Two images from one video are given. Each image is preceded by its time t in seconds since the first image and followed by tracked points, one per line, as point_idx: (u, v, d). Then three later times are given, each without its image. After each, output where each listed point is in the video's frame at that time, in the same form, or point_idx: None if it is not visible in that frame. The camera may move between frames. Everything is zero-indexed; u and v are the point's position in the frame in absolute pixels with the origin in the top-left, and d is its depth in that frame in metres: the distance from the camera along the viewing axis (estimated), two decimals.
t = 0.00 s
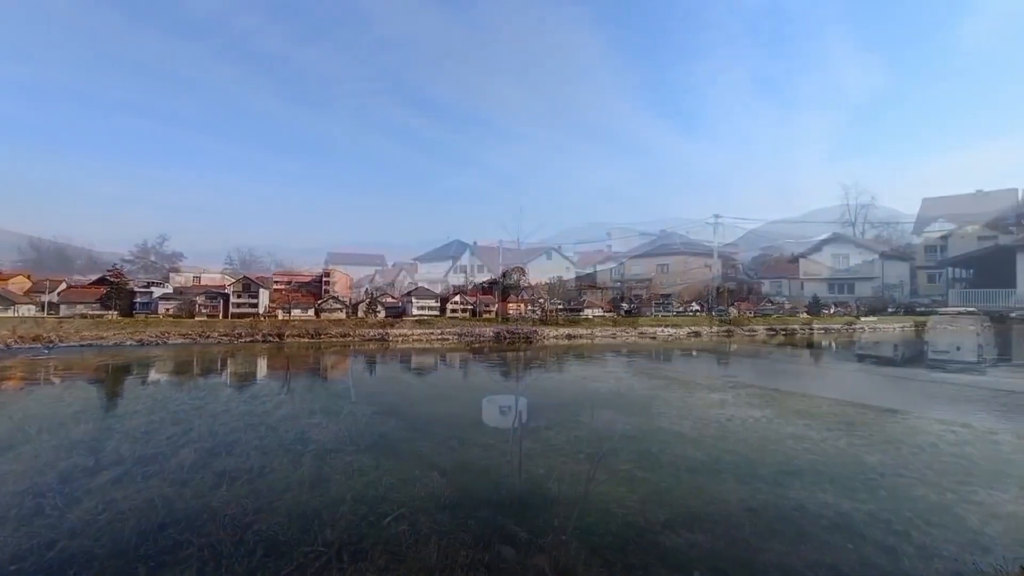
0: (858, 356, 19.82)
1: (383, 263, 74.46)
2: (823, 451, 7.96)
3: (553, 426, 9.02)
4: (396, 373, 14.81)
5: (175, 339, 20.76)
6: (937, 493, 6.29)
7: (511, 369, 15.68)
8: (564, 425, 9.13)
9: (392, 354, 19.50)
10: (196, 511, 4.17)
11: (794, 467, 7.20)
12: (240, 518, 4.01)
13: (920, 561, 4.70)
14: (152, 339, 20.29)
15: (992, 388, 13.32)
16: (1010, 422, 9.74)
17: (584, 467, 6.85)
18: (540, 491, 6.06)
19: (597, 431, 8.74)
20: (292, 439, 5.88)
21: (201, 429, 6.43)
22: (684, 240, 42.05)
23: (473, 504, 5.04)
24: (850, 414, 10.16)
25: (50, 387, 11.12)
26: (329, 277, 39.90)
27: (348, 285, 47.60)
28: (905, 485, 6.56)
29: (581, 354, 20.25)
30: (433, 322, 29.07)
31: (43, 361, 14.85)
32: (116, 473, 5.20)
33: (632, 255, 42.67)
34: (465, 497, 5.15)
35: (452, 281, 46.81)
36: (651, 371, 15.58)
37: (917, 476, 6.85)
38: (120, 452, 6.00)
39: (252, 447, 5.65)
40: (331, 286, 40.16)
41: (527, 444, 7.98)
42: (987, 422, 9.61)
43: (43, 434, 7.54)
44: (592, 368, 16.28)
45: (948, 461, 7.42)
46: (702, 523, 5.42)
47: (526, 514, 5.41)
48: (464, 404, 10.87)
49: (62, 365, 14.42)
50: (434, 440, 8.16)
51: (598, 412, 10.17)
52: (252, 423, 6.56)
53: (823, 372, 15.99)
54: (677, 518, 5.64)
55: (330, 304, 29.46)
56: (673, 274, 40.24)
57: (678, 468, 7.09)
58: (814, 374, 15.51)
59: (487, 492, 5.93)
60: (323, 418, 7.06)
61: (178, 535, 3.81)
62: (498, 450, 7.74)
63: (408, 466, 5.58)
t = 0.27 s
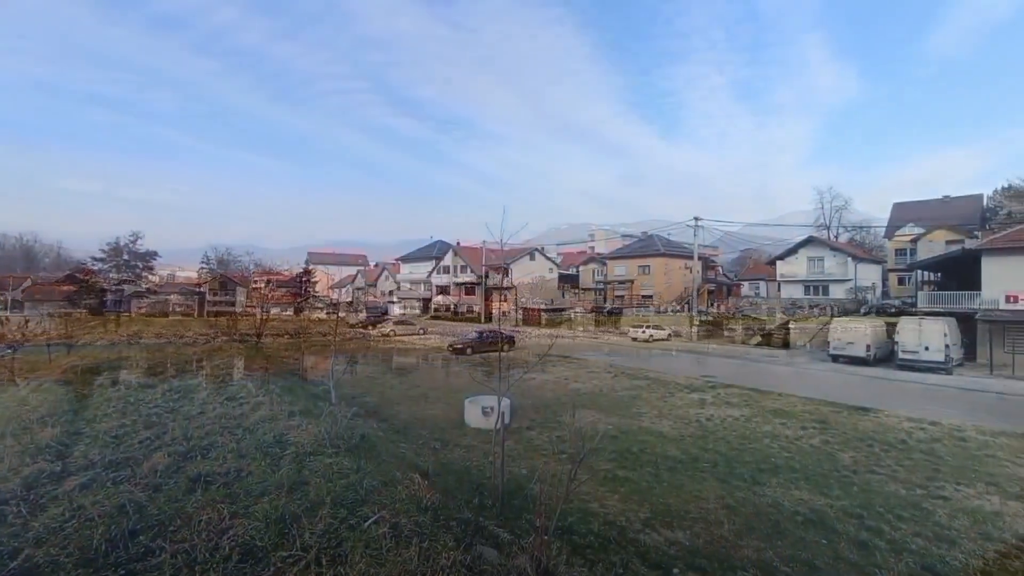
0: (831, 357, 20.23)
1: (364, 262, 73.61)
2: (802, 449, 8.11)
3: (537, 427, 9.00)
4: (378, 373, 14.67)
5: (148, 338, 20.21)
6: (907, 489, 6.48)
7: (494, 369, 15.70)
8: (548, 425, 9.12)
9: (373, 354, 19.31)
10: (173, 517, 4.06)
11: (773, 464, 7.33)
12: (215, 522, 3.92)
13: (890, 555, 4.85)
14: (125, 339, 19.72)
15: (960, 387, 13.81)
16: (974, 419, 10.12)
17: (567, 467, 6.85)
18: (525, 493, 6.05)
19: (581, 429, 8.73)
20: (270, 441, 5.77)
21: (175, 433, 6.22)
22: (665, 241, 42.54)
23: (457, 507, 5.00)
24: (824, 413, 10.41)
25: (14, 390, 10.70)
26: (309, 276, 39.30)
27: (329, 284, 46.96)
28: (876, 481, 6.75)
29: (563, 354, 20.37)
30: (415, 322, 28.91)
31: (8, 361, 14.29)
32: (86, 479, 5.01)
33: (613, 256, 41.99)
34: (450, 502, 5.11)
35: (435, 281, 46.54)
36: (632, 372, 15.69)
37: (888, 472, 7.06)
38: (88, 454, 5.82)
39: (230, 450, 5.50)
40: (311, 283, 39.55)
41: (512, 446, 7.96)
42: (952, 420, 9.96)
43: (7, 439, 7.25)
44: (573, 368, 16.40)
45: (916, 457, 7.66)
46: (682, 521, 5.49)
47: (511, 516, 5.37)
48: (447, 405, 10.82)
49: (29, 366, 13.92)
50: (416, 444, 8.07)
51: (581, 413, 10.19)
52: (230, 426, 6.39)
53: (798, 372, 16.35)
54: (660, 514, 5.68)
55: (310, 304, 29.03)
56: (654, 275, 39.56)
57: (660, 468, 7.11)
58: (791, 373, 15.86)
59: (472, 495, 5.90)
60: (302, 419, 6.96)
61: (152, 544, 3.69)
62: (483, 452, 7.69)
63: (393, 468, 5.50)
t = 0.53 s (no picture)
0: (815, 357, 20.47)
1: (354, 264, 73.10)
2: (788, 448, 8.20)
3: (528, 429, 8.99)
4: (367, 376, 14.59)
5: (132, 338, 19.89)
6: (891, 486, 6.58)
7: (484, 371, 15.68)
8: (539, 427, 9.12)
9: (363, 356, 19.19)
10: (157, 525, 3.98)
11: (761, 464, 7.40)
12: (201, 529, 3.85)
13: (875, 552, 4.92)
14: (108, 339, 19.38)
15: (942, 386, 14.07)
16: (956, 418, 10.31)
17: (558, 469, 6.85)
18: (516, 495, 6.03)
19: (571, 432, 8.73)
20: (257, 446, 5.70)
21: (161, 438, 6.12)
22: (654, 243, 42.82)
23: (448, 511, 4.98)
24: (810, 412, 10.55)
25: None
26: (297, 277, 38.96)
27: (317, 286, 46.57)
28: (862, 479, 6.85)
29: (553, 356, 20.41)
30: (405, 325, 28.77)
31: None
32: (67, 484, 4.90)
33: (603, 257, 41.87)
34: (440, 505, 5.08)
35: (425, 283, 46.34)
36: (623, 373, 15.75)
37: (872, 471, 7.17)
38: (70, 458, 5.69)
39: (216, 455, 5.42)
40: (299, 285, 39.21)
41: (502, 448, 7.94)
42: (934, 418, 10.15)
43: None
44: (563, 369, 16.44)
45: (900, 455, 7.79)
46: (672, 522, 5.52)
47: (502, 518, 5.36)
48: (437, 407, 10.79)
49: (8, 371, 13.60)
50: (406, 446, 8.01)
51: (571, 414, 10.20)
52: (216, 431, 6.30)
53: (785, 372, 16.54)
54: (650, 515, 5.70)
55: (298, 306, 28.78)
56: (643, 278, 39.56)
57: (650, 469, 7.13)
58: (777, 374, 16.03)
59: (462, 498, 5.88)
60: (290, 423, 6.88)
61: (135, 552, 3.62)
62: (473, 456, 7.66)
63: (383, 472, 5.46)
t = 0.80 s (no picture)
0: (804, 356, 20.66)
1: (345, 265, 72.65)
2: (778, 447, 8.27)
3: (520, 430, 9.00)
4: (357, 377, 14.54)
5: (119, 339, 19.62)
6: (877, 484, 6.67)
7: (475, 372, 15.67)
8: (531, 428, 9.13)
9: (354, 357, 19.12)
10: (143, 529, 3.92)
11: (751, 463, 7.46)
12: (188, 532, 3.81)
13: (862, 549, 4.98)
14: (93, 341, 19.09)
15: (927, 385, 14.29)
16: (942, 416, 10.47)
17: (550, 470, 6.85)
18: (508, 496, 6.03)
19: (563, 432, 8.75)
20: (246, 448, 5.64)
21: (148, 441, 6.05)
22: (645, 244, 43.04)
23: (439, 512, 4.96)
24: (798, 411, 10.67)
25: None
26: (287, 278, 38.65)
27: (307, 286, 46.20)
28: (849, 477, 6.94)
29: (544, 356, 20.47)
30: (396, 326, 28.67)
31: None
32: (52, 488, 4.82)
33: (594, 258, 42.02)
34: (431, 506, 5.06)
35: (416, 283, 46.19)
36: (614, 373, 15.80)
37: (860, 468, 7.26)
38: (53, 462, 5.59)
39: (205, 458, 5.36)
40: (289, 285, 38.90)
41: (494, 449, 7.94)
42: (919, 416, 10.31)
43: None
44: (555, 369, 16.49)
45: (886, 453, 7.91)
46: (662, 521, 5.55)
47: (494, 518, 5.36)
48: (428, 408, 10.76)
49: None
50: (398, 447, 7.98)
51: (563, 415, 10.22)
52: (205, 434, 6.22)
53: (775, 371, 16.69)
54: (641, 514, 5.73)
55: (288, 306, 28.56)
56: (635, 278, 39.77)
57: (642, 469, 7.15)
58: (767, 373, 16.18)
59: (455, 499, 5.86)
60: (280, 425, 6.84)
61: (121, 556, 3.57)
62: (465, 457, 7.64)
63: (373, 474, 5.43)
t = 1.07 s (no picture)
0: (779, 356, 21.13)
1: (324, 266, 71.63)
2: (754, 445, 8.44)
3: (501, 431, 8.99)
4: (337, 379, 14.35)
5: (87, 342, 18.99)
6: (849, 480, 6.86)
7: (456, 373, 15.61)
8: (512, 429, 9.14)
9: (333, 359, 18.86)
10: (110, 540, 3.79)
11: (728, 461, 7.60)
12: (158, 542, 3.70)
13: (835, 544, 5.11)
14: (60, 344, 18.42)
15: (896, 383, 14.76)
16: (911, 413, 10.80)
17: (531, 471, 6.87)
18: (489, 498, 6.02)
19: (544, 433, 8.77)
20: (220, 454, 5.51)
21: (117, 448, 5.87)
22: (626, 245, 43.51)
23: (419, 515, 4.92)
24: (774, 410, 10.90)
25: None
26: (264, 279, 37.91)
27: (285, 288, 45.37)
28: (822, 473, 7.12)
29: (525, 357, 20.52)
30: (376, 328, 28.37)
31: None
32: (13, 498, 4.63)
33: (576, 260, 42.28)
34: (411, 510, 5.01)
35: (397, 285, 45.78)
36: (596, 374, 15.92)
37: (832, 465, 7.46)
38: (15, 471, 5.37)
39: (176, 465, 5.22)
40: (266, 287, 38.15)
41: (475, 452, 7.91)
42: (890, 413, 10.63)
43: None
44: (536, 370, 16.55)
45: (857, 450, 8.14)
46: (642, 520, 5.61)
47: (475, 521, 5.34)
48: (409, 411, 10.68)
49: None
50: (377, 450, 7.89)
51: (544, 416, 10.25)
52: (177, 440, 6.06)
53: (752, 371, 17.01)
54: (621, 514, 5.78)
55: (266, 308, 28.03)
56: (616, 280, 40.15)
57: (622, 469, 7.22)
58: (744, 373, 16.49)
59: (435, 502, 5.82)
60: (257, 430, 6.70)
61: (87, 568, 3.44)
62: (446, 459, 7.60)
63: (352, 478, 5.36)
